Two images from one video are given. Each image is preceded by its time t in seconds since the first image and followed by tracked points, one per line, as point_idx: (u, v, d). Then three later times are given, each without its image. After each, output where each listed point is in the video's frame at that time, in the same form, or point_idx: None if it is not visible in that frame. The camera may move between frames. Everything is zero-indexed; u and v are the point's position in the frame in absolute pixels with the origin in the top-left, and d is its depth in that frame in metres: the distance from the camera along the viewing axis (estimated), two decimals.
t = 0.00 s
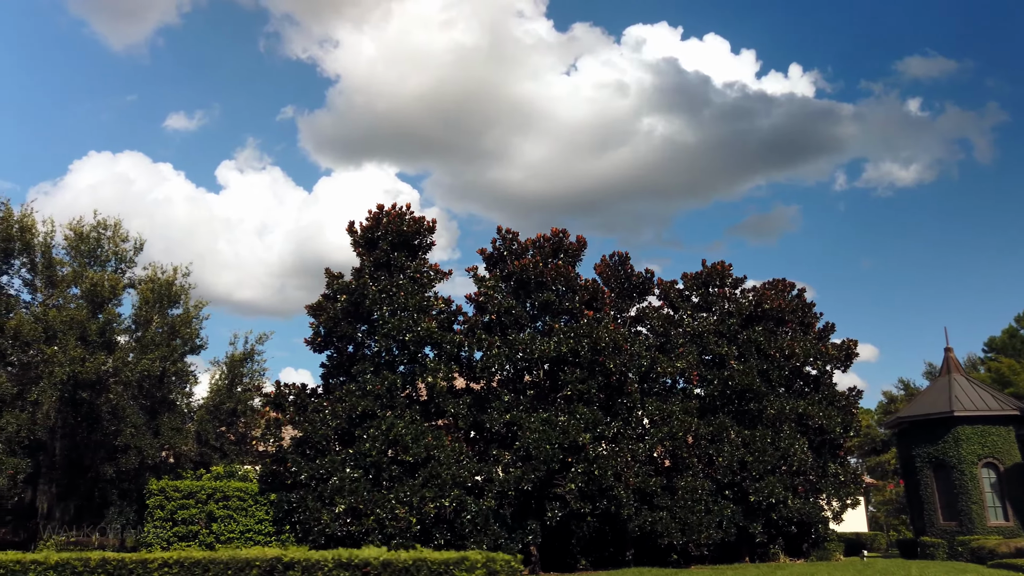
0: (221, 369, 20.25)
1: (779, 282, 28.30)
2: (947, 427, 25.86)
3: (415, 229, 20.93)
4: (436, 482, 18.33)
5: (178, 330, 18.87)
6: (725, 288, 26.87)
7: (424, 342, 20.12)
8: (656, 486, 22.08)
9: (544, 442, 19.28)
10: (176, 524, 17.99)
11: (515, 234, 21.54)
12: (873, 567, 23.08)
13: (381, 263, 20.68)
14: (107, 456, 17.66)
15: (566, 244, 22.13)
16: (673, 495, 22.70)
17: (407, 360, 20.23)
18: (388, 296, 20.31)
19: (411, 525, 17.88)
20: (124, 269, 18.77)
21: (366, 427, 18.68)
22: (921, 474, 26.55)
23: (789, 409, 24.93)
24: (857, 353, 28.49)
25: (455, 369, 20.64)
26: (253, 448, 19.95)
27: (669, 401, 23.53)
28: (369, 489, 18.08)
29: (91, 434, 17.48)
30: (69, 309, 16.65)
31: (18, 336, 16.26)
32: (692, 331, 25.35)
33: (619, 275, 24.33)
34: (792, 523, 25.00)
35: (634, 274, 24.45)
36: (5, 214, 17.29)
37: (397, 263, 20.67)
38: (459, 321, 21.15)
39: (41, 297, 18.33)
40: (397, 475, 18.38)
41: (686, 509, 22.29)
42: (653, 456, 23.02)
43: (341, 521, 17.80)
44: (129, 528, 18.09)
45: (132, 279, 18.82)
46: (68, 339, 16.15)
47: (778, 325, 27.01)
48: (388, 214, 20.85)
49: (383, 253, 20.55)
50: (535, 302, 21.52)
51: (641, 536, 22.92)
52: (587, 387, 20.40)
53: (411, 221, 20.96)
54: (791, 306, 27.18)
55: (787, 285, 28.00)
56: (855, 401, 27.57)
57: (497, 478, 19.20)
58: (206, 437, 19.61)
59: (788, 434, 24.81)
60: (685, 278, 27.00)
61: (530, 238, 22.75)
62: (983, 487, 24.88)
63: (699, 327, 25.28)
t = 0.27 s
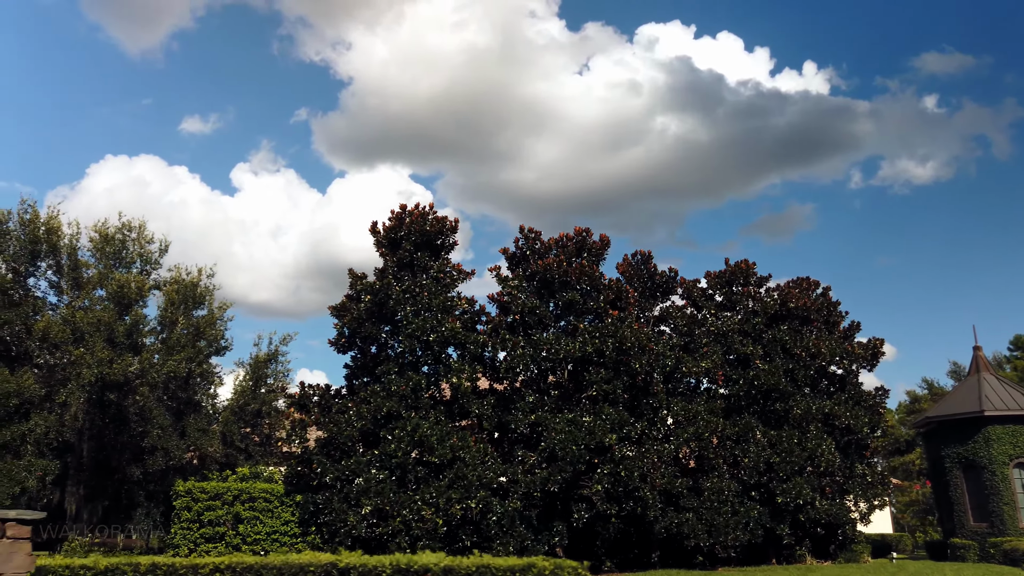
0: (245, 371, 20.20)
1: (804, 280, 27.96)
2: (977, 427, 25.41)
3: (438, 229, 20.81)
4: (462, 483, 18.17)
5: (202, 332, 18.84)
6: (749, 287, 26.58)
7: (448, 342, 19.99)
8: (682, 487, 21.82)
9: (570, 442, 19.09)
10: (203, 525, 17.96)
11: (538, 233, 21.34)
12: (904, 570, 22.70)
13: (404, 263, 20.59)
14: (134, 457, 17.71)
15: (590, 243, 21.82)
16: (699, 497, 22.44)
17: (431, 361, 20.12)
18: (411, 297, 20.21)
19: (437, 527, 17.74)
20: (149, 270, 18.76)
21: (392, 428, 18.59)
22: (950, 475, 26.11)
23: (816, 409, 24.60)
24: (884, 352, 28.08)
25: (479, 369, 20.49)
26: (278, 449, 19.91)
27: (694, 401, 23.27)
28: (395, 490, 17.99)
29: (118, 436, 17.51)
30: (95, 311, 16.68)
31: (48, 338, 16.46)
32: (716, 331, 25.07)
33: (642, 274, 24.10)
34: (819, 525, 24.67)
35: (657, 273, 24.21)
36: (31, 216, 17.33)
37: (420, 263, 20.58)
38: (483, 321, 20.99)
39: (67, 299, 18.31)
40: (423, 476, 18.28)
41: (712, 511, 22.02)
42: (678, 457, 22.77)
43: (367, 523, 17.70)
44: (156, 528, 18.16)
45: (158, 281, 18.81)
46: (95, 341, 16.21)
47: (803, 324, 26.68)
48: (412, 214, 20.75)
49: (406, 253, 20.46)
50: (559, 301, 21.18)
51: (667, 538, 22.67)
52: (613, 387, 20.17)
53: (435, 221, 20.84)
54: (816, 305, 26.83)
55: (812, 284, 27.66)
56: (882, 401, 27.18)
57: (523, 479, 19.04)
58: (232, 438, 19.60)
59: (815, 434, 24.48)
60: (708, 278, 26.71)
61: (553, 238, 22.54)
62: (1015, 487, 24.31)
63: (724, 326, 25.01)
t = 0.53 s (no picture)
0: (275, 369, 20.23)
1: (833, 277, 27.59)
2: (1013, 425, 24.91)
3: (465, 226, 20.70)
4: (493, 481, 18.06)
5: (232, 331, 18.86)
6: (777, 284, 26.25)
7: (476, 340, 19.89)
8: (713, 485, 21.56)
9: (600, 441, 18.92)
10: (234, 523, 18.00)
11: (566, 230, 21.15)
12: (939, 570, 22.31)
13: (432, 261, 20.51)
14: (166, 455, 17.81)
15: (618, 240, 21.59)
16: (730, 495, 22.17)
17: (459, 359, 20.03)
18: (440, 294, 20.13)
19: (468, 525, 17.66)
20: (179, 270, 18.83)
21: (421, 426, 18.52)
22: (985, 474, 25.60)
23: (847, 407, 24.24)
24: (915, 349, 27.64)
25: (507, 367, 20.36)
26: (307, 447, 19.94)
27: (723, 399, 23.00)
28: (425, 489, 17.93)
29: (150, 434, 17.57)
30: (127, 310, 16.73)
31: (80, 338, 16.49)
32: (745, 328, 24.76)
33: (670, 270, 23.85)
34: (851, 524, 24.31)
35: (685, 270, 23.95)
36: (63, 216, 17.43)
37: (447, 261, 20.50)
38: (510, 319, 20.85)
39: (98, 299, 18.26)
40: (453, 475, 18.19)
41: (743, 510, 21.74)
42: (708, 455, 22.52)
43: (398, 521, 17.66)
44: (189, 526, 18.23)
45: (188, 280, 18.86)
46: (128, 339, 16.26)
47: (833, 321, 26.30)
48: (439, 211, 20.66)
49: (434, 251, 20.37)
50: (587, 299, 20.95)
51: (697, 537, 22.40)
52: (643, 385, 19.95)
53: (462, 218, 20.73)
54: (846, 301, 26.44)
55: (841, 280, 27.29)
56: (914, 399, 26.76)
57: (552, 478, 18.91)
58: (262, 437, 19.63)
59: (847, 432, 24.13)
60: (735, 275, 26.40)
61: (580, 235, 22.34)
62: None
63: (753, 323, 24.72)
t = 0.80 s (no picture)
0: (298, 370, 20.22)
1: (857, 275, 27.27)
2: None
3: (488, 225, 20.58)
4: (518, 482, 17.93)
5: (256, 332, 18.85)
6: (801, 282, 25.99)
7: (501, 339, 19.78)
8: (739, 486, 21.32)
9: (627, 441, 18.74)
10: (260, 525, 17.94)
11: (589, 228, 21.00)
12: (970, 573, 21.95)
13: (455, 261, 20.43)
14: (191, 456, 17.81)
15: (641, 238, 21.44)
16: (756, 496, 21.91)
17: (483, 359, 19.94)
18: (463, 294, 20.03)
19: (494, 527, 17.53)
20: (203, 270, 18.85)
21: (446, 427, 18.44)
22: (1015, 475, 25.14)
23: (874, 406, 23.92)
24: (941, 348, 27.27)
25: (531, 367, 20.20)
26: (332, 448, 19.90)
27: (749, 399, 22.74)
28: (451, 490, 17.84)
29: (177, 435, 17.57)
30: (153, 311, 16.78)
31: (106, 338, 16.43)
32: (770, 327, 24.50)
33: (693, 269, 23.65)
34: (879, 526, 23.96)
35: (708, 268, 23.73)
36: (89, 217, 17.48)
37: (471, 260, 20.41)
38: (534, 318, 20.72)
39: (123, 300, 18.29)
40: (479, 475, 18.08)
41: (769, 511, 21.46)
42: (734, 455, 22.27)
43: (424, 522, 17.56)
44: (216, 526, 18.20)
45: (212, 281, 18.86)
46: (154, 340, 16.31)
47: (858, 319, 26.00)
48: (461, 210, 20.57)
49: (457, 251, 20.29)
50: (612, 298, 20.83)
51: (724, 539, 22.08)
52: (668, 385, 19.76)
53: (485, 217, 20.62)
54: (872, 300, 26.11)
55: (866, 278, 26.98)
56: (941, 398, 26.37)
57: (578, 479, 18.75)
58: (286, 437, 19.62)
59: (874, 432, 23.80)
60: (759, 273, 26.14)
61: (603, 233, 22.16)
62: None
63: (778, 322, 24.47)
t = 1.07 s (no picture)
0: (325, 369, 20.24)
1: (886, 270, 26.88)
2: None
3: (514, 222, 20.45)
4: (548, 480, 17.76)
5: (283, 330, 18.84)
6: (830, 278, 25.64)
7: (528, 337, 19.64)
8: (770, 485, 21.02)
9: (657, 439, 18.51)
10: (290, 523, 18.08)
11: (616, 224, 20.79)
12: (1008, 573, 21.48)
13: (481, 258, 20.31)
14: (220, 455, 17.82)
15: (668, 234, 21.26)
16: (787, 495, 21.60)
17: (510, 357, 19.80)
18: (490, 291, 19.91)
19: (525, 525, 17.37)
20: (231, 269, 18.88)
21: (475, 425, 18.32)
22: None
23: (907, 404, 23.51)
24: (973, 344, 26.80)
25: (558, 365, 19.97)
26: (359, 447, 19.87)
27: (778, 396, 22.42)
28: (480, 488, 17.71)
29: (207, 434, 17.60)
30: (183, 310, 16.80)
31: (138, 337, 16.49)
32: (798, 324, 24.17)
33: (720, 265, 23.44)
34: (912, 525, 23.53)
35: (735, 264, 23.46)
36: (118, 217, 17.53)
37: (497, 258, 20.28)
38: (561, 316, 20.56)
39: (152, 299, 18.33)
40: (508, 474, 17.95)
41: (801, 510, 21.13)
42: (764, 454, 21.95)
43: (454, 520, 17.44)
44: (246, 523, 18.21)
45: (240, 280, 18.88)
46: (184, 339, 16.33)
47: (888, 315, 25.61)
48: (487, 207, 20.46)
49: (483, 248, 20.17)
50: (640, 295, 20.61)
51: (755, 540, 21.57)
52: (698, 382, 19.52)
53: (510, 214, 20.49)
54: (902, 295, 25.71)
55: (895, 273, 26.58)
56: (974, 396, 25.90)
57: (608, 477, 18.57)
58: (314, 436, 19.60)
59: (906, 430, 23.40)
60: (786, 269, 25.82)
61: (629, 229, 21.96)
62: None
63: (807, 319, 24.15)
